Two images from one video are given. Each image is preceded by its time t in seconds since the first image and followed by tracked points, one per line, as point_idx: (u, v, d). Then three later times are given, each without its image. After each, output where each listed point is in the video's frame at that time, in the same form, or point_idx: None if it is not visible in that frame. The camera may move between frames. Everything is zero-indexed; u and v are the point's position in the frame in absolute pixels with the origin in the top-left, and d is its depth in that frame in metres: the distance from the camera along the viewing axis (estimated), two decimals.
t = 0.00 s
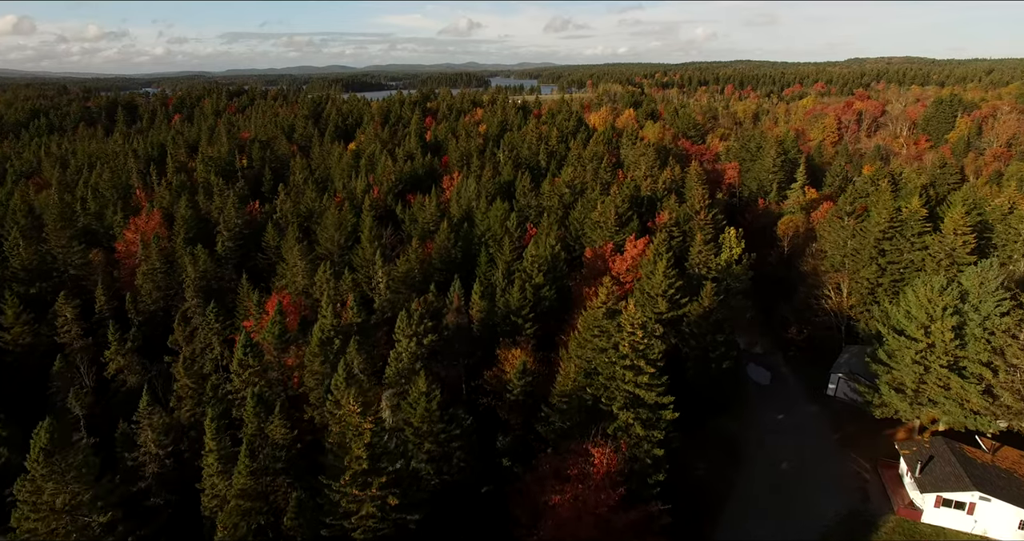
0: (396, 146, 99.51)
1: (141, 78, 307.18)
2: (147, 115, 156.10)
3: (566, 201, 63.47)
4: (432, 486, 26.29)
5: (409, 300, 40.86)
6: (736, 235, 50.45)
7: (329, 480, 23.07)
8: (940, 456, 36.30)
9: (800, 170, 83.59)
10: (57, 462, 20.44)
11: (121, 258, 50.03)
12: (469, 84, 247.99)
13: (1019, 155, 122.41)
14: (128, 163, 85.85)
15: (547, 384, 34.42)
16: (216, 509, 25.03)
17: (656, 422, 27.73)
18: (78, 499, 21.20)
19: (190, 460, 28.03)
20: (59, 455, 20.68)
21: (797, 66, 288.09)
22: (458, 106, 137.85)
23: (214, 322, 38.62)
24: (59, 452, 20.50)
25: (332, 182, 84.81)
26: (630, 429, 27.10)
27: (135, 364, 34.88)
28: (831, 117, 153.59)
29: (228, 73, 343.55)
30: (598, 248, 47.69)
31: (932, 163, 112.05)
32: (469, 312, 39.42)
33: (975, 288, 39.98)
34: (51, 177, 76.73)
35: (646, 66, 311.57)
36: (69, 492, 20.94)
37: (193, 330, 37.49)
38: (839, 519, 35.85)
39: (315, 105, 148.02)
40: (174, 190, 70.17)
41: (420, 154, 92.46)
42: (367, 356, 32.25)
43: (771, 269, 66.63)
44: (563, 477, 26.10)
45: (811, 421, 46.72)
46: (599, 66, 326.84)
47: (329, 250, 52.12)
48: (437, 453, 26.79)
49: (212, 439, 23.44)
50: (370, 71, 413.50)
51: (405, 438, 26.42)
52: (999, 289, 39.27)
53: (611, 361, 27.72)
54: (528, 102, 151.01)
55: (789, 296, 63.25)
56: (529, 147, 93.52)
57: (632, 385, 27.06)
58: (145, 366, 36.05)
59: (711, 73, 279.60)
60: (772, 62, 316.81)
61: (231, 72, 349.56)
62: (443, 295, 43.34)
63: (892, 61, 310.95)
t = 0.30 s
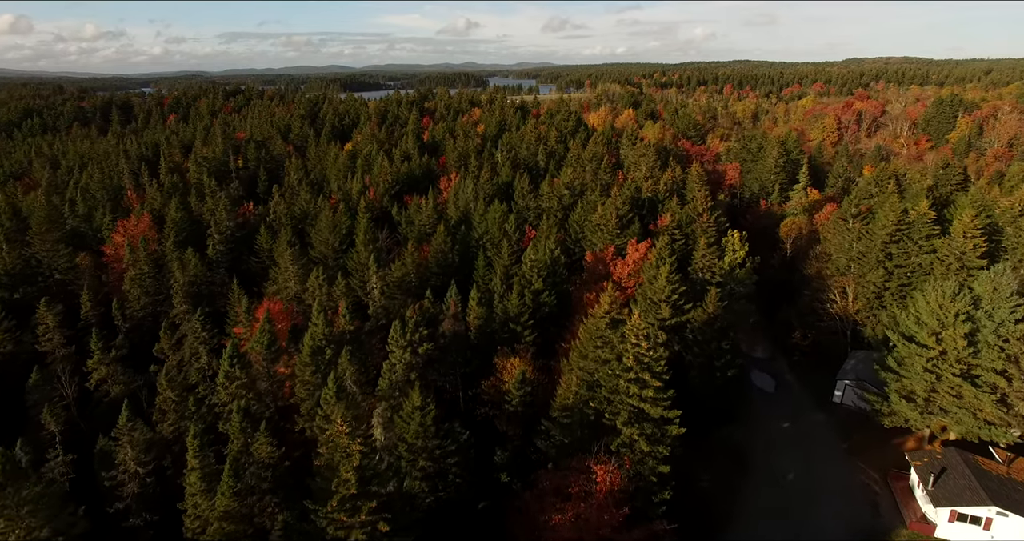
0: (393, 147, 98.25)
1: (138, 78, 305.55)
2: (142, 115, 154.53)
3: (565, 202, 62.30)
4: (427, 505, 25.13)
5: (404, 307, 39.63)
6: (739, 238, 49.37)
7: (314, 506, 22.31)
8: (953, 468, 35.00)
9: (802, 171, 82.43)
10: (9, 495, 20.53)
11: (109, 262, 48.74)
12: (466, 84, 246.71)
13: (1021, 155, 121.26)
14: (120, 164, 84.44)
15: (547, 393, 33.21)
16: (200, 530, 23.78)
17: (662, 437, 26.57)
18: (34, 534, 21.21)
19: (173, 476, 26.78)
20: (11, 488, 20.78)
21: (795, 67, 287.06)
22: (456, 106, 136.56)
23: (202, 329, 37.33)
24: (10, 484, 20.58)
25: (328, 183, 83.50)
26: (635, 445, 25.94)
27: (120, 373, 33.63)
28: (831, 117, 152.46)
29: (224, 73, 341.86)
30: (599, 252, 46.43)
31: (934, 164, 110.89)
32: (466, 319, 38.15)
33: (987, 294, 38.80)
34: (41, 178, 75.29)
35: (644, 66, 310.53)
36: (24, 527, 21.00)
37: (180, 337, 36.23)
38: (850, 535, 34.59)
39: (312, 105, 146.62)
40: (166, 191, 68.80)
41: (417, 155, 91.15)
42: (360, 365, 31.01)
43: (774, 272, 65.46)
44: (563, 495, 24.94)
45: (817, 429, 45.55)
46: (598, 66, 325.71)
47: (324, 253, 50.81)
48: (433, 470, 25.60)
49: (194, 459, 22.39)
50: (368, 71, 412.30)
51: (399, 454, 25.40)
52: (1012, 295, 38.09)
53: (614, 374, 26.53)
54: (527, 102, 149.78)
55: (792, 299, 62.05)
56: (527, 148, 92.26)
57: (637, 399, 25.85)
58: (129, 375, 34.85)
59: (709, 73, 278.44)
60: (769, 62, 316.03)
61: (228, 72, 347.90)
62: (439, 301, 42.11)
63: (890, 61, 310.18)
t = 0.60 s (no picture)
0: (389, 148, 96.73)
1: (136, 79, 304.07)
2: (137, 115, 152.90)
3: (565, 204, 60.86)
4: (422, 530, 23.85)
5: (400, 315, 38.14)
6: (744, 242, 48.09)
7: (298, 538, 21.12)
8: (971, 484, 33.49)
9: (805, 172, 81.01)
10: None
11: (95, 267, 47.22)
12: (464, 84, 245.09)
13: None
14: (111, 165, 82.84)
15: (548, 406, 32.03)
16: None
17: (670, 457, 25.09)
18: None
19: (151, 498, 25.31)
20: None
21: (794, 67, 285.88)
22: (454, 106, 135.02)
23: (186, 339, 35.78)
24: None
25: (323, 185, 81.97)
26: (641, 466, 24.55)
27: (100, 386, 32.10)
28: (832, 117, 151.08)
29: (222, 73, 340.32)
30: (601, 256, 44.84)
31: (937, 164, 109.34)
32: (463, 327, 36.60)
33: (1004, 300, 37.37)
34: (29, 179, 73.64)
35: (643, 66, 309.21)
36: None
37: (162, 347, 34.60)
38: None
39: (309, 105, 145.14)
40: (157, 193, 67.21)
41: (414, 155, 89.63)
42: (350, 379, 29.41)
43: (779, 276, 64.05)
44: (564, 520, 23.58)
45: (826, 440, 44.08)
46: (595, 67, 324.38)
47: (317, 258, 49.27)
48: (426, 494, 24.23)
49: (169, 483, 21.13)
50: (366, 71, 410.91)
51: (391, 477, 24.00)
52: None
53: (619, 391, 24.99)
54: (526, 102, 148.34)
55: (798, 304, 60.59)
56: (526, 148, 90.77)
57: (643, 418, 24.31)
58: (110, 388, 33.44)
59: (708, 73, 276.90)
60: (767, 62, 314.94)
61: (225, 72, 346.26)
62: (435, 308, 40.58)
63: (888, 61, 309.24)
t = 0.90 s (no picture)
0: (386, 149, 95.08)
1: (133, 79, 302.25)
2: (132, 116, 151.09)
3: (566, 208, 59.27)
4: None
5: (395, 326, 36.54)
6: (752, 248, 46.60)
7: None
8: (994, 504, 31.84)
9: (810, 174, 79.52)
10: None
11: (80, 274, 45.59)
12: (463, 84, 243.41)
13: None
14: (103, 166, 81.07)
15: (550, 422, 30.84)
16: None
17: (681, 482, 23.68)
18: None
19: (126, 528, 23.63)
20: None
21: (794, 67, 284.63)
22: (453, 106, 133.38)
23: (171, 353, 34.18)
24: None
25: (319, 188, 80.21)
26: (650, 493, 23.08)
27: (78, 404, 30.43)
28: (834, 117, 149.60)
29: (220, 73, 338.58)
30: (604, 263, 43.18)
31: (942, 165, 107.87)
32: (461, 339, 34.95)
33: None
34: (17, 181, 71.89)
35: (642, 66, 307.91)
36: None
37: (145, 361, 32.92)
38: None
39: (306, 106, 143.46)
40: (148, 196, 65.53)
41: (411, 157, 87.91)
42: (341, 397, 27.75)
43: (785, 281, 62.48)
44: None
45: (837, 454, 42.47)
46: (594, 67, 322.97)
47: (310, 264, 47.50)
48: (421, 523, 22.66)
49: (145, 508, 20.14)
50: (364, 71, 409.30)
51: (384, 506, 22.43)
52: None
53: (627, 413, 23.52)
54: (525, 102, 146.71)
55: (805, 310, 59.04)
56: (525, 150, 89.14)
57: (653, 443, 22.79)
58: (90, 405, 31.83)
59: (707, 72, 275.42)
60: (765, 63, 313.15)
61: (223, 73, 344.60)
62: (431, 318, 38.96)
63: (887, 62, 308.45)
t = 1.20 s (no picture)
0: (384, 150, 93.60)
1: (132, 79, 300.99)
2: (129, 116, 149.71)
3: (568, 211, 57.78)
4: None
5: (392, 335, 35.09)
6: (760, 253, 45.11)
7: None
8: (1020, 523, 30.46)
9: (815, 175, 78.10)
10: None
11: (67, 279, 44.13)
12: (462, 84, 241.90)
13: None
14: (96, 167, 79.57)
15: (554, 436, 29.90)
16: None
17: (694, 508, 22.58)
18: None
19: None
20: None
21: (794, 66, 283.20)
22: (452, 106, 131.86)
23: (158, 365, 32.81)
24: None
25: (316, 190, 78.78)
26: (662, 520, 21.96)
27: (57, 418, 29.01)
28: (836, 117, 148.08)
29: (219, 73, 337.43)
30: (607, 269, 41.73)
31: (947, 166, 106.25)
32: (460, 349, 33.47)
33: None
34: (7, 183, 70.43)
35: (642, 66, 306.44)
36: None
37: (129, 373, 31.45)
38: None
39: (304, 106, 142.02)
40: (140, 198, 64.08)
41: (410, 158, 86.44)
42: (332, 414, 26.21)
43: (792, 285, 61.00)
44: None
45: (849, 465, 40.96)
46: (595, 67, 321.85)
47: (305, 269, 46.00)
48: None
49: None
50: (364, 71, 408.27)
51: (378, 534, 20.95)
52: None
53: (637, 435, 22.23)
54: (524, 102, 145.22)
55: (812, 315, 57.52)
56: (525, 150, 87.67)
57: (666, 467, 21.57)
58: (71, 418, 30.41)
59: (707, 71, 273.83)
60: (766, 63, 311.87)
61: (222, 73, 343.26)
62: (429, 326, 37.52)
63: (887, 62, 307.34)
